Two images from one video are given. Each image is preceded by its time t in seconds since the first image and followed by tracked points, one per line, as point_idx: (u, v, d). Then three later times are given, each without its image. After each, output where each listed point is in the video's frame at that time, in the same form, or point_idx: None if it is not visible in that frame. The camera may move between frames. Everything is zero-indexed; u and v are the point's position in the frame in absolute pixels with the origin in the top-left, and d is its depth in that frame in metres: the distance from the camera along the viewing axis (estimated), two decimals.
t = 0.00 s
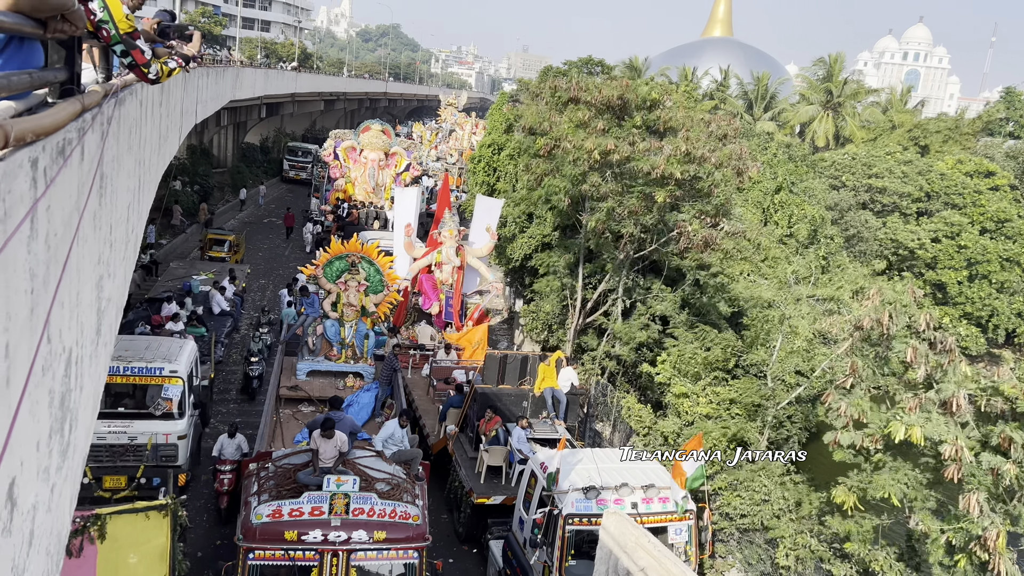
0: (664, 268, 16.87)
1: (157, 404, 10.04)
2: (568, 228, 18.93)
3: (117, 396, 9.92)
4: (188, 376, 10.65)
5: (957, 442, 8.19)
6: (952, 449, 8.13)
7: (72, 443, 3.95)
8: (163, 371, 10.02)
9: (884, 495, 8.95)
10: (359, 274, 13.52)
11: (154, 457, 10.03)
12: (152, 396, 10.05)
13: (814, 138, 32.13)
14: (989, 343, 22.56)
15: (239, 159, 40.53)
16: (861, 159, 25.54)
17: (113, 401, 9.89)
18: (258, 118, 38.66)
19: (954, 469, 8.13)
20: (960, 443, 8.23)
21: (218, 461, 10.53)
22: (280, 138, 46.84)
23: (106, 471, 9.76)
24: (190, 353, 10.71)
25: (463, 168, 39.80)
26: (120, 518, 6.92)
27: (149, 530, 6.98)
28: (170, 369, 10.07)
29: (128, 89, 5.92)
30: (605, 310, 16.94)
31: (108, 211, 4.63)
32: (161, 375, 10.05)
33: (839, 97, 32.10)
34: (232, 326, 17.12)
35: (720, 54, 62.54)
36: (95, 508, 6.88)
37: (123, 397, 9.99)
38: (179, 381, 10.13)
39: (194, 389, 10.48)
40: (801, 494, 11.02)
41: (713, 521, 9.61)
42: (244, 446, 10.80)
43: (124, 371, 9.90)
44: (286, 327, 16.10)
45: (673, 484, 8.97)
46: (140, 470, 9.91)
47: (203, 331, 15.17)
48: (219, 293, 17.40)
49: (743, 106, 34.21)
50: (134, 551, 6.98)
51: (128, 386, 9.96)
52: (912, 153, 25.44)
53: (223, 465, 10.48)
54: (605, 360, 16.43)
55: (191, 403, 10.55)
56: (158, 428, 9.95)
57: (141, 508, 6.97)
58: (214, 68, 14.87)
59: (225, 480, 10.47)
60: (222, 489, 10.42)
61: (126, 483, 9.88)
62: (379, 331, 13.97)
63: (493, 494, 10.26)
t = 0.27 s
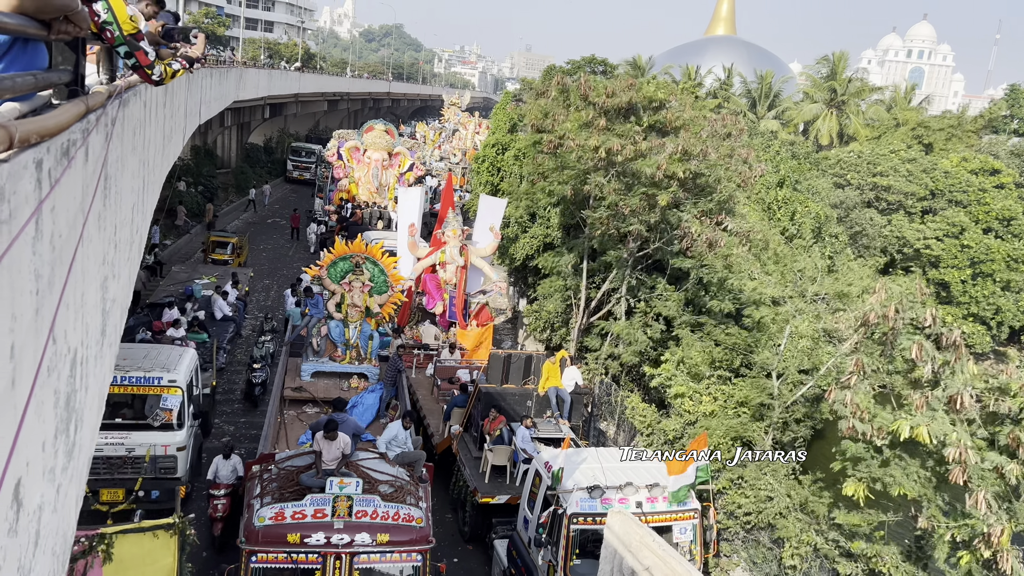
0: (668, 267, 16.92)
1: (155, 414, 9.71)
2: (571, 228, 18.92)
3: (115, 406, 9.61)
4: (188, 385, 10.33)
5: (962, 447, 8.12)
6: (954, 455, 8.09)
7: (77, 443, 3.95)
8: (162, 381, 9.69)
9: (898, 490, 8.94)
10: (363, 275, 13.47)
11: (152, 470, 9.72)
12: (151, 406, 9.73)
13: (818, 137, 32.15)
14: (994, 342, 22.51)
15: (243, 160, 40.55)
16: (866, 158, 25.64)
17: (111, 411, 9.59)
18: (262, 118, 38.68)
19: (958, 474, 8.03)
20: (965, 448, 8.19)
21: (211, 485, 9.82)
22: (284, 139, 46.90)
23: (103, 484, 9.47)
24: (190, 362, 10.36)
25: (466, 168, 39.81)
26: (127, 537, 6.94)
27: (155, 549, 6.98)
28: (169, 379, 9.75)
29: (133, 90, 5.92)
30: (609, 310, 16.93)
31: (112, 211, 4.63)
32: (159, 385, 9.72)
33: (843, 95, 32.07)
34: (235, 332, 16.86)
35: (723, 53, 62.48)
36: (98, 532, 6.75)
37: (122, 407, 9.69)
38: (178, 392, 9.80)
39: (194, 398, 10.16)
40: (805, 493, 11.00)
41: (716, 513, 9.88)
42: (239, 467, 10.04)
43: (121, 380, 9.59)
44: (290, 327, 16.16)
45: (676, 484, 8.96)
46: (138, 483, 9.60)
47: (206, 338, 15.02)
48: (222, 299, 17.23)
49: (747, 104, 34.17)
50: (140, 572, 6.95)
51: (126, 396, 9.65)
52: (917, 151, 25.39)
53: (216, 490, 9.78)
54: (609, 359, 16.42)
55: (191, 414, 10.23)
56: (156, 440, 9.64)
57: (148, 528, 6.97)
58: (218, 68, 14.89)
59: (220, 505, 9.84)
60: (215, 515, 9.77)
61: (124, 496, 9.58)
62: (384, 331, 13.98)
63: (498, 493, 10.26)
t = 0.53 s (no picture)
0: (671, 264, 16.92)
1: (153, 425, 9.45)
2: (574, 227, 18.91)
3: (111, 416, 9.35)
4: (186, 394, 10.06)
5: (962, 448, 8.03)
6: (955, 457, 8.02)
7: (82, 443, 3.96)
8: (160, 391, 9.44)
9: (899, 495, 8.90)
10: (367, 275, 13.52)
11: (149, 482, 9.44)
12: (148, 416, 9.46)
13: (822, 136, 32.04)
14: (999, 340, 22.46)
15: (247, 160, 40.55)
16: (871, 156, 25.65)
17: (107, 421, 9.33)
18: (265, 118, 38.71)
19: (958, 477, 7.94)
20: (965, 450, 8.13)
21: (201, 511, 9.71)
22: (287, 139, 46.96)
23: (98, 496, 9.18)
24: (189, 371, 10.11)
25: (470, 168, 39.80)
26: (129, 558, 6.88)
27: (158, 569, 6.91)
28: (167, 389, 9.50)
29: (136, 91, 5.94)
30: (613, 309, 16.93)
31: (116, 212, 4.65)
32: (157, 395, 9.47)
33: (847, 94, 32.01)
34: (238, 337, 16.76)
35: (727, 51, 62.34)
36: (102, 551, 6.88)
37: (118, 417, 9.42)
38: (176, 402, 9.55)
39: (193, 409, 9.90)
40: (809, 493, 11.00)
41: (720, 508, 10.36)
42: (230, 494, 9.93)
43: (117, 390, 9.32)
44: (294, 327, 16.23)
45: (680, 483, 8.92)
46: (134, 495, 9.32)
47: (207, 343, 14.33)
48: (224, 303, 17.13)
49: (750, 103, 34.11)
50: None
51: (123, 406, 9.39)
52: (921, 149, 25.31)
53: (205, 515, 9.62)
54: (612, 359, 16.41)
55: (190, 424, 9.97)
56: (153, 451, 9.37)
57: (149, 548, 6.93)
58: (222, 69, 14.96)
59: (209, 532, 9.41)
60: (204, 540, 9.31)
61: (120, 509, 9.32)
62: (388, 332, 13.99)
63: (502, 492, 10.26)
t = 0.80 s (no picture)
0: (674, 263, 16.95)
1: (148, 436, 9.03)
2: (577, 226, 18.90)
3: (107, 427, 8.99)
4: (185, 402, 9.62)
5: (963, 442, 7.98)
6: (955, 449, 7.97)
7: (86, 443, 3.96)
8: (154, 402, 9.00)
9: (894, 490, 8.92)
10: (371, 276, 13.47)
11: (145, 495, 9.05)
12: (144, 427, 9.05)
13: (825, 134, 31.96)
14: (1002, 339, 22.49)
15: (249, 159, 40.54)
16: (873, 155, 25.25)
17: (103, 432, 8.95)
18: (268, 118, 38.74)
19: (958, 469, 7.91)
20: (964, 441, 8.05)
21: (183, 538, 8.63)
22: (290, 138, 47.01)
23: (93, 511, 8.84)
24: (186, 378, 9.64)
25: (473, 167, 39.79)
26: None
27: None
28: (162, 399, 9.05)
29: (139, 90, 5.94)
30: (615, 308, 16.97)
31: (119, 211, 4.65)
32: (153, 406, 9.03)
33: (850, 92, 31.96)
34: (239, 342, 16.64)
35: (729, 50, 62.26)
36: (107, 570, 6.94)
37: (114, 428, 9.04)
38: (172, 412, 9.10)
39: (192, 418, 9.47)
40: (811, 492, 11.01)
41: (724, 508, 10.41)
42: (213, 522, 8.94)
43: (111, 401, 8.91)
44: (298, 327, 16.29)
45: (684, 482, 8.90)
46: (130, 509, 8.95)
47: (208, 349, 14.10)
48: (225, 309, 16.88)
49: (753, 102, 34.05)
50: None
51: (117, 417, 8.99)
52: (924, 147, 25.24)
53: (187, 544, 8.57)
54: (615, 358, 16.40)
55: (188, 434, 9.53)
56: (148, 463, 8.96)
57: (154, 565, 6.98)
58: (225, 70, 15.01)
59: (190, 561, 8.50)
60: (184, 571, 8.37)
61: (114, 524, 8.96)
62: (392, 334, 13.96)
63: (505, 492, 10.26)
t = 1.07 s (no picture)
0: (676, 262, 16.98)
1: (142, 448, 8.81)
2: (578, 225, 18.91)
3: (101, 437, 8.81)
4: (181, 412, 9.44)
5: (965, 448, 8.01)
6: (957, 455, 8.01)
7: (89, 442, 3.97)
8: (149, 412, 8.81)
9: (894, 490, 8.95)
10: (373, 277, 13.47)
11: (139, 509, 8.79)
12: (138, 438, 8.84)
13: (828, 134, 31.87)
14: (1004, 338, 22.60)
15: (252, 159, 40.48)
16: (876, 153, 24.88)
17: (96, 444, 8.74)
18: (270, 117, 38.77)
19: (958, 474, 8.01)
20: (965, 448, 8.09)
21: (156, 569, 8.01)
22: (292, 138, 47.07)
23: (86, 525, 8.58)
24: (182, 388, 9.49)
25: (475, 166, 39.79)
26: None
27: None
28: (158, 409, 8.87)
29: (141, 90, 5.94)
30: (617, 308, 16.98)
31: (122, 211, 4.65)
32: (147, 416, 8.84)
33: (852, 91, 31.95)
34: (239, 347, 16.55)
35: (732, 49, 62.27)
36: None
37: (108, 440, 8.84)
38: (168, 423, 8.91)
39: (188, 429, 9.30)
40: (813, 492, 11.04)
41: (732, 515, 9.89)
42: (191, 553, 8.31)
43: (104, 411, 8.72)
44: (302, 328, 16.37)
45: (687, 482, 8.98)
46: (122, 523, 8.66)
47: (206, 355, 13.98)
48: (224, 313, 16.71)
49: (756, 101, 34.05)
50: None
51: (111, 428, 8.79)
52: (927, 146, 25.21)
53: None
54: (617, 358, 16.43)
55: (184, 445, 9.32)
56: (142, 476, 8.71)
57: None
58: (227, 70, 15.05)
59: None
60: None
61: (107, 538, 8.67)
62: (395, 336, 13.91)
63: (507, 491, 10.25)
